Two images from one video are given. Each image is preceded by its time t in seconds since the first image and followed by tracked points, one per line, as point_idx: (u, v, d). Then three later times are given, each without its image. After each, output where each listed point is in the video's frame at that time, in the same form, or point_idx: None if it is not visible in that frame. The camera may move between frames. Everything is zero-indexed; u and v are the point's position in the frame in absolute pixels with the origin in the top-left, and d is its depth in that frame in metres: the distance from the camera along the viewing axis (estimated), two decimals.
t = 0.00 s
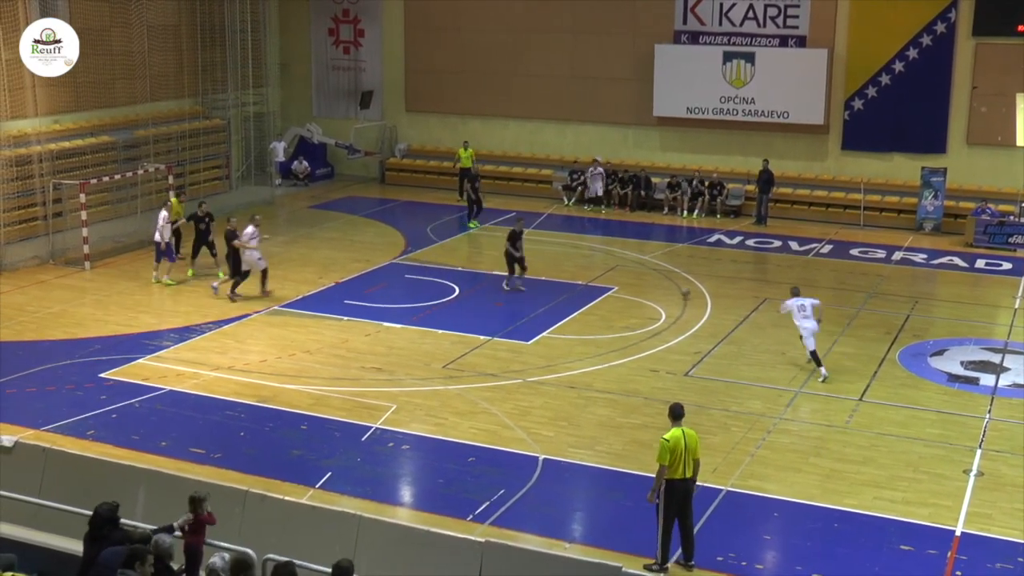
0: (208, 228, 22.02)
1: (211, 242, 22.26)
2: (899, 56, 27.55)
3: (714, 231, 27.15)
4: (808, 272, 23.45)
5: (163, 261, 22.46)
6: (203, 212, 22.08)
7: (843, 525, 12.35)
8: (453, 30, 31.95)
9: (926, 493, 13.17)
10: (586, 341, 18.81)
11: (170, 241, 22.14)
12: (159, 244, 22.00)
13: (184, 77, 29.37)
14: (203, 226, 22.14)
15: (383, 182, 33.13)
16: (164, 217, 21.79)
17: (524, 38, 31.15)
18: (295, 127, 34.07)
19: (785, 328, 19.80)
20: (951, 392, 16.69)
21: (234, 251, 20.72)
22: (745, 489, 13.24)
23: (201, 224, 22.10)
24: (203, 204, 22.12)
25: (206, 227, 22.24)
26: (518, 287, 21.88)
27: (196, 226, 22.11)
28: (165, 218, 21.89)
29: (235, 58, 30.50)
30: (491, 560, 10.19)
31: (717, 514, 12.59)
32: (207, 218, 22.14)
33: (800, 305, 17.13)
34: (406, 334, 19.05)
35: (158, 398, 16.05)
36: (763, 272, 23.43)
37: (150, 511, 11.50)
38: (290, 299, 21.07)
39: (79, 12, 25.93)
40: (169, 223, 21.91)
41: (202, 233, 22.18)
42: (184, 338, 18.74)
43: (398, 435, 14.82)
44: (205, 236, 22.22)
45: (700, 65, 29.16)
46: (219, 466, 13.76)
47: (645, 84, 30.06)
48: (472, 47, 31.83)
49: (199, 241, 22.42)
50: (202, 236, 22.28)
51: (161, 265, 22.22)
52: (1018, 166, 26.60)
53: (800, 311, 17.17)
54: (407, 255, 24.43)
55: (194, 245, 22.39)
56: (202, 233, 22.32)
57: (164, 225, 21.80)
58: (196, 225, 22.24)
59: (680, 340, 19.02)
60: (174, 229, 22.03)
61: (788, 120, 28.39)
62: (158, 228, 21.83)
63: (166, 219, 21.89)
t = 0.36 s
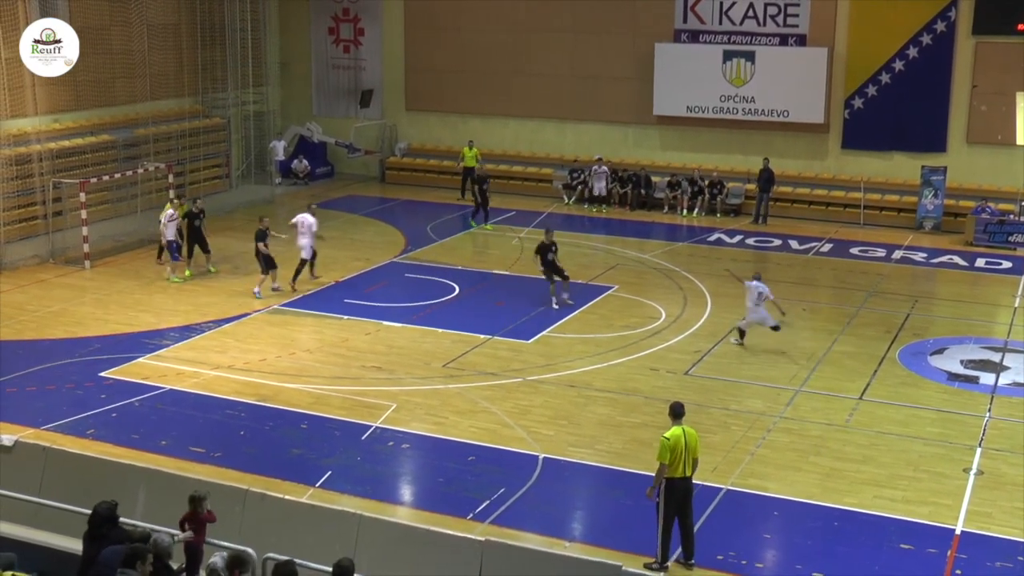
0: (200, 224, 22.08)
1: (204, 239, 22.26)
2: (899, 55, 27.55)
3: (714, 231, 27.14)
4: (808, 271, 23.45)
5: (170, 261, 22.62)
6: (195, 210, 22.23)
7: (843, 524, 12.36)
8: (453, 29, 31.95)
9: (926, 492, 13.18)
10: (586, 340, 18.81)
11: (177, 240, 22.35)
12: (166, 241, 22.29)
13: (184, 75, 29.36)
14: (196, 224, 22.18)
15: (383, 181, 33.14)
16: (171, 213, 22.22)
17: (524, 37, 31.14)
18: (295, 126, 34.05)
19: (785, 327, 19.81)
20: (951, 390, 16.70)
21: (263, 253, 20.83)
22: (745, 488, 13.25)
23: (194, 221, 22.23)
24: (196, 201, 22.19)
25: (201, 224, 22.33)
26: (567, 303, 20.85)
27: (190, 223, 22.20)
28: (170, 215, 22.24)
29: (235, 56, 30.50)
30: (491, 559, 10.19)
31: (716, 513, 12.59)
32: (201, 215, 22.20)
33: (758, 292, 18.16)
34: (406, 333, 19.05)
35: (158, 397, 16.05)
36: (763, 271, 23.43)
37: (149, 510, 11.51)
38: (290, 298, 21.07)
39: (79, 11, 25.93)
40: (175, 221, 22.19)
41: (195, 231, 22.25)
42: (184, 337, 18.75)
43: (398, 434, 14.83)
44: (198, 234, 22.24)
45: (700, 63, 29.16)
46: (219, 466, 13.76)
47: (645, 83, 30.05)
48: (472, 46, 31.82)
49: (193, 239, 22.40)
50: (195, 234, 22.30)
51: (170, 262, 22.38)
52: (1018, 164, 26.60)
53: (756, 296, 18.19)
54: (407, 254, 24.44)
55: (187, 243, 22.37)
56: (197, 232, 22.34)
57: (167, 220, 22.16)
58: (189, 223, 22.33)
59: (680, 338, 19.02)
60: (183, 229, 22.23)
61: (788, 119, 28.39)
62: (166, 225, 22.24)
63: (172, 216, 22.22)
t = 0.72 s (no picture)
0: (203, 224, 22.25)
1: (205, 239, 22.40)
2: (898, 54, 27.55)
3: (714, 230, 27.13)
4: (807, 271, 23.44)
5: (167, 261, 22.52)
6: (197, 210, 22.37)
7: (842, 524, 12.36)
8: (452, 28, 31.95)
9: (925, 491, 13.18)
10: (586, 340, 18.81)
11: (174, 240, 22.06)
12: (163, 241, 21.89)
13: (183, 75, 29.34)
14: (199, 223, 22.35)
15: (383, 181, 33.13)
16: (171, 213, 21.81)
17: (524, 37, 31.14)
18: (295, 126, 34.04)
19: (785, 326, 19.81)
20: (950, 390, 16.71)
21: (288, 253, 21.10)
22: (744, 488, 13.25)
23: (197, 219, 22.42)
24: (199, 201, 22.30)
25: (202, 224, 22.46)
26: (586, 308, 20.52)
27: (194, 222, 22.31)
28: (170, 214, 21.84)
29: (234, 56, 30.50)
30: (491, 559, 10.18)
31: (716, 513, 12.59)
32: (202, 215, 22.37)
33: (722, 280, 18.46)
34: (405, 333, 19.05)
35: (158, 397, 16.04)
36: (763, 271, 23.43)
37: (149, 509, 11.51)
38: (290, 298, 21.06)
39: (78, 11, 25.92)
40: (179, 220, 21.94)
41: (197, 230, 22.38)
42: (184, 337, 18.74)
43: (398, 434, 14.82)
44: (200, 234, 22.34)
45: (699, 63, 29.16)
46: (219, 465, 13.76)
47: (644, 83, 30.05)
48: (471, 46, 31.82)
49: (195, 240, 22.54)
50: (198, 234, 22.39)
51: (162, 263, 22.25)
52: (1018, 165, 26.60)
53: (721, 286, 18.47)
54: (407, 254, 24.44)
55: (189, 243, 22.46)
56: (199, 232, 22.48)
57: (169, 220, 21.69)
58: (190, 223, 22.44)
59: (679, 338, 19.01)
60: (185, 228, 22.10)
61: (787, 119, 28.39)
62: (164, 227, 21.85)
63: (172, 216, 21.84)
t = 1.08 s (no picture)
0: (197, 230, 22.06)
1: (199, 246, 22.19)
2: (897, 54, 27.55)
3: (712, 230, 27.15)
4: (806, 271, 23.45)
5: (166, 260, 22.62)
6: (194, 215, 22.19)
7: (841, 523, 12.37)
8: (451, 28, 31.95)
9: (924, 491, 13.19)
10: (585, 340, 18.81)
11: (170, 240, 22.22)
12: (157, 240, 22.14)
13: (182, 75, 29.31)
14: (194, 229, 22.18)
15: (382, 181, 33.12)
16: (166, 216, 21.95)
17: (523, 37, 31.14)
18: (293, 126, 34.04)
19: (783, 326, 19.82)
20: (948, 390, 16.72)
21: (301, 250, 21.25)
22: (743, 488, 13.26)
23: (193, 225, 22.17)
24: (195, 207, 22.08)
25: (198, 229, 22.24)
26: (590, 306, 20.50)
27: (188, 226, 22.06)
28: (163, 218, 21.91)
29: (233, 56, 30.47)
30: (490, 559, 10.17)
31: (715, 512, 12.60)
32: (197, 222, 22.09)
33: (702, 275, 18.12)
34: (404, 333, 19.05)
35: (157, 396, 16.04)
36: (761, 271, 23.44)
37: (147, 509, 11.51)
38: (288, 298, 21.06)
39: (76, 11, 25.89)
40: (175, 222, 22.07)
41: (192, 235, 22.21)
42: (183, 336, 18.74)
43: (396, 433, 14.82)
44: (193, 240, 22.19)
45: (698, 63, 29.16)
46: (218, 465, 13.76)
47: (643, 83, 30.06)
48: (470, 46, 31.82)
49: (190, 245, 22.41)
50: (192, 239, 22.22)
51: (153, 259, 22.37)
52: (1016, 164, 26.61)
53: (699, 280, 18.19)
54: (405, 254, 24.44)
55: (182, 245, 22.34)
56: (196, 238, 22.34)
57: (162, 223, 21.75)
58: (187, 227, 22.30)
59: (678, 338, 19.02)
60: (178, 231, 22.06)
61: (785, 118, 28.40)
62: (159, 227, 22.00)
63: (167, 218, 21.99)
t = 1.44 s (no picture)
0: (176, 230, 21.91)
1: (181, 247, 22.11)
2: (892, 54, 27.57)
3: (707, 230, 27.18)
4: (800, 270, 23.48)
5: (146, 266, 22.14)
6: (172, 215, 21.83)
7: (835, 523, 12.38)
8: (447, 28, 31.94)
9: (918, 491, 13.21)
10: (579, 340, 18.81)
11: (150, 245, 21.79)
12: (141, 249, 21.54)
13: (176, 75, 29.37)
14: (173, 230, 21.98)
15: (376, 181, 33.10)
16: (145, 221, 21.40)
17: (519, 37, 31.12)
18: (288, 125, 34.01)
19: (778, 326, 19.84)
20: (943, 389, 16.75)
21: (302, 248, 21.23)
22: (737, 487, 13.27)
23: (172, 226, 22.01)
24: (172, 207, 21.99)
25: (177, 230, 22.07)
26: (586, 305, 20.53)
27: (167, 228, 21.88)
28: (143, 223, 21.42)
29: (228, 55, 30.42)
30: (486, 559, 10.15)
31: (709, 512, 12.61)
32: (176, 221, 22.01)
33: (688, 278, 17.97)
34: (399, 333, 19.05)
35: (151, 396, 16.02)
36: (756, 271, 23.47)
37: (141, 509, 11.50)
38: (283, 297, 21.05)
39: (72, 10, 25.93)
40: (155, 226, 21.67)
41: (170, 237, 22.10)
42: (177, 337, 18.72)
43: (391, 433, 14.81)
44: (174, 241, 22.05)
45: (693, 63, 29.17)
46: (212, 465, 13.74)
47: (638, 83, 30.05)
48: (465, 45, 31.80)
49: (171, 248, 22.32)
50: (173, 241, 22.09)
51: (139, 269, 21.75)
52: (1011, 164, 26.64)
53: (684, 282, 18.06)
54: (401, 254, 24.44)
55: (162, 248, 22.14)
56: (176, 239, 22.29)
57: (145, 229, 21.33)
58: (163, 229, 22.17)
59: (673, 338, 19.03)
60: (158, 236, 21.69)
61: (780, 118, 28.43)
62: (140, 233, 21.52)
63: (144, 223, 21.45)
